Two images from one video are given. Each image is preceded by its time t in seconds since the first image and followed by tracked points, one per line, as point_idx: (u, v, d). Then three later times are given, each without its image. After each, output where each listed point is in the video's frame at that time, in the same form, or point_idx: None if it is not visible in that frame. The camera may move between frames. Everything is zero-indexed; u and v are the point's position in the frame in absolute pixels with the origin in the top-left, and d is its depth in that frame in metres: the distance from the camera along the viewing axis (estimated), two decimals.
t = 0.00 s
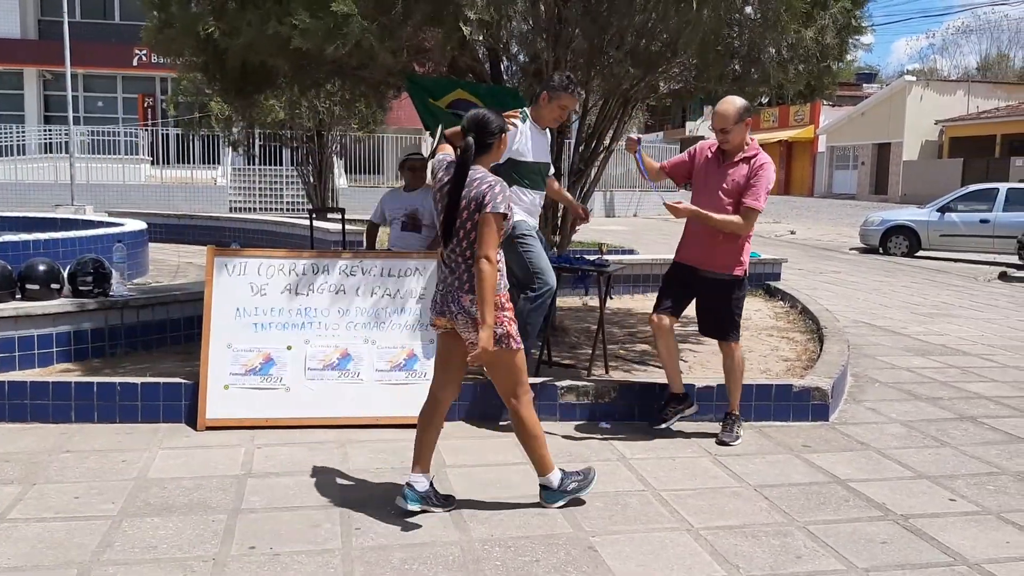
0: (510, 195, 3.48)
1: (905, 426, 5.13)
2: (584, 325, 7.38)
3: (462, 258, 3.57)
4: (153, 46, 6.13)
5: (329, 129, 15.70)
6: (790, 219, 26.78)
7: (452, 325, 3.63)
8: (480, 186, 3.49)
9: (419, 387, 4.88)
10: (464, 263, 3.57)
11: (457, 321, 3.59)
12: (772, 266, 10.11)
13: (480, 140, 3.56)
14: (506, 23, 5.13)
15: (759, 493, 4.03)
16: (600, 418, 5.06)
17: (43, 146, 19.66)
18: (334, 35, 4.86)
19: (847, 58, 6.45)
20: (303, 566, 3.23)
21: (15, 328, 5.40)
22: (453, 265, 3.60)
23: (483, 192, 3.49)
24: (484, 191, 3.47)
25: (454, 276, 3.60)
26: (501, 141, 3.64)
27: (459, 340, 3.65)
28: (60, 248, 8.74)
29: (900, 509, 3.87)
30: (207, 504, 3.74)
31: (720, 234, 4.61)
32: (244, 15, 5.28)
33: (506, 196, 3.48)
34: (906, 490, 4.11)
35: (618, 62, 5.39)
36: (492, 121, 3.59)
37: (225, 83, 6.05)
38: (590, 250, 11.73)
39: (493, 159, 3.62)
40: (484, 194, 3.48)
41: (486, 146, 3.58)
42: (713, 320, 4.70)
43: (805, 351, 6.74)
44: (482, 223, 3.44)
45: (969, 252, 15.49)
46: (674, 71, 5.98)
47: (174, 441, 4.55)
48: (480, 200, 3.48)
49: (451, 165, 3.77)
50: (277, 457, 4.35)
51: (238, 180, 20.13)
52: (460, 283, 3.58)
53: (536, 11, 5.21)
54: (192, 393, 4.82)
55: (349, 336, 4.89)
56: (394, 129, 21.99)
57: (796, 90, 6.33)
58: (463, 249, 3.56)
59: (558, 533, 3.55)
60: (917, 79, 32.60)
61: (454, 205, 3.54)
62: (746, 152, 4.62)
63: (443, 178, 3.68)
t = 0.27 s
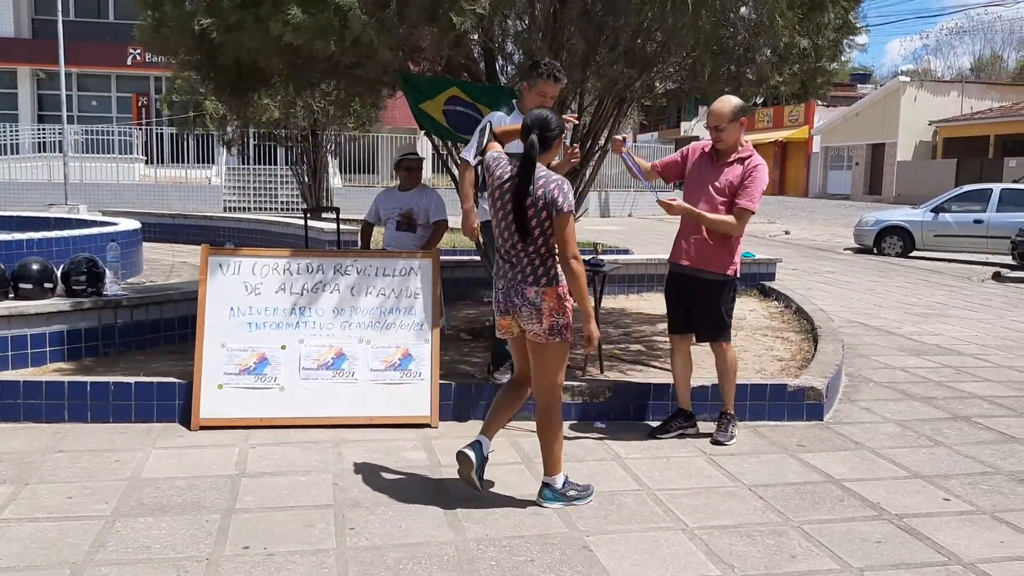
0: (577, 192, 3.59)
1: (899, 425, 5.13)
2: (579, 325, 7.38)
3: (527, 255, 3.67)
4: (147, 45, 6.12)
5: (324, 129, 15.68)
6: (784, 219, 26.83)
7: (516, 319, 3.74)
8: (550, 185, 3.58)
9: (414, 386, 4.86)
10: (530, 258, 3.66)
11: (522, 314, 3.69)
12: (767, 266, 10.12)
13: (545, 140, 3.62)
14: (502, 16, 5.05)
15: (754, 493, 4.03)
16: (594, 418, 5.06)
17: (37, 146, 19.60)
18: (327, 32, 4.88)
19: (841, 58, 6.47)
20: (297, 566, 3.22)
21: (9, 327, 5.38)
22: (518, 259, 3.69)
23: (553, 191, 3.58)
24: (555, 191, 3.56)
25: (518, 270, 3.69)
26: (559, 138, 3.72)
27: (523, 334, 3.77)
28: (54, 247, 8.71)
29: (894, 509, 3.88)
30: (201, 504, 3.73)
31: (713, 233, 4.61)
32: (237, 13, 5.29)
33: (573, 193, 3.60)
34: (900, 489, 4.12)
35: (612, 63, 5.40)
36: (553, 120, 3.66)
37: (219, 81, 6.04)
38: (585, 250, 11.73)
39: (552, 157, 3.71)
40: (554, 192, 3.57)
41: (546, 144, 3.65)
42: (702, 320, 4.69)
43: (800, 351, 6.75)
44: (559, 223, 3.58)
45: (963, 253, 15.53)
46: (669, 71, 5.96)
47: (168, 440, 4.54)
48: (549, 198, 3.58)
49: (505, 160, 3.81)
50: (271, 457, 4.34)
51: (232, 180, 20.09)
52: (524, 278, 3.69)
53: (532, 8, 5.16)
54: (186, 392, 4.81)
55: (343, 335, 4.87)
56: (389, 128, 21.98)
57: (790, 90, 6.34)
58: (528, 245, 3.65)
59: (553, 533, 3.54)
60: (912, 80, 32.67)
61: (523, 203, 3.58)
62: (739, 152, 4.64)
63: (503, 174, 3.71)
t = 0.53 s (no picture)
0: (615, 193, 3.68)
1: (893, 425, 5.14)
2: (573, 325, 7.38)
3: (565, 255, 3.71)
4: (140, 44, 6.09)
5: (318, 128, 15.66)
6: (777, 220, 26.89)
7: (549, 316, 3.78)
8: (592, 187, 3.63)
9: (407, 386, 4.85)
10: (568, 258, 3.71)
11: (556, 311, 3.74)
12: (761, 267, 10.14)
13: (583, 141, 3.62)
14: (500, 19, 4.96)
15: (748, 493, 4.03)
16: (588, 418, 5.05)
17: (29, 144, 19.53)
18: (319, 28, 4.83)
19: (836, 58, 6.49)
20: (290, 566, 3.20)
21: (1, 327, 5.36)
22: (554, 259, 3.72)
23: (595, 193, 3.63)
24: (597, 193, 3.62)
25: (553, 270, 3.73)
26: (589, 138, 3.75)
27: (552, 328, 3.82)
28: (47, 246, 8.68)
29: (888, 509, 3.88)
30: (194, 505, 3.71)
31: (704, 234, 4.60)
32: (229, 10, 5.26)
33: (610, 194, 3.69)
34: (894, 489, 4.12)
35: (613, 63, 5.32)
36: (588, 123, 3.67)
37: (212, 79, 6.01)
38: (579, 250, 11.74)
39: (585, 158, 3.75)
40: (596, 195, 3.63)
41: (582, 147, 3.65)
42: (693, 321, 4.68)
43: (793, 351, 6.76)
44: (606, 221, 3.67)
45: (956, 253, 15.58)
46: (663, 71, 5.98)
47: (160, 440, 4.52)
48: (592, 200, 3.63)
49: (536, 161, 3.78)
50: (264, 457, 4.32)
51: (226, 179, 20.05)
52: (561, 276, 3.73)
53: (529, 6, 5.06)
54: (179, 392, 4.79)
55: (337, 335, 4.86)
56: (383, 128, 21.97)
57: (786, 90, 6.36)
58: (566, 244, 3.69)
59: (547, 533, 3.54)
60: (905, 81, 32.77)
61: (566, 206, 3.59)
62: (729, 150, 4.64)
63: (538, 176, 3.69)
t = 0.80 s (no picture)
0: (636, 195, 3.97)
1: (886, 425, 5.15)
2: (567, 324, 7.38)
3: (591, 257, 4.00)
4: (132, 42, 6.05)
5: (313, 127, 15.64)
6: (771, 220, 26.93)
7: (578, 315, 4.06)
8: (612, 190, 3.90)
9: (401, 386, 4.85)
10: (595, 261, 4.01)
11: (585, 312, 4.04)
12: (754, 266, 10.15)
13: (601, 147, 3.85)
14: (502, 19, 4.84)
15: (741, 493, 4.04)
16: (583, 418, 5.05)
17: (22, 143, 19.46)
18: (318, 28, 4.80)
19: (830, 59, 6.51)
20: (284, 567, 3.20)
21: None
22: (583, 263, 4.02)
23: (616, 195, 3.92)
24: (620, 196, 3.90)
25: (582, 273, 4.04)
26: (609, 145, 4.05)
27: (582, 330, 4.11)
28: (39, 245, 8.64)
29: (881, 509, 3.89)
30: (187, 505, 3.70)
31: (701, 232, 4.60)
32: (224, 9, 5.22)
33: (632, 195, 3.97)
34: (887, 489, 4.13)
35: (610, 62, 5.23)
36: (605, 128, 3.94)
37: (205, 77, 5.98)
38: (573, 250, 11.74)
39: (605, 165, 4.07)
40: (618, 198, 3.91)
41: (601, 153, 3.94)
42: (691, 320, 4.68)
43: (787, 351, 6.77)
44: (623, 223, 3.93)
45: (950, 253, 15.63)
46: (658, 71, 5.97)
47: (153, 440, 4.50)
48: (615, 204, 3.91)
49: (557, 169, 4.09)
50: (257, 457, 4.31)
51: (220, 178, 20.00)
52: (589, 278, 4.03)
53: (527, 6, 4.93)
54: (172, 392, 4.77)
55: (330, 335, 4.85)
56: (377, 127, 21.95)
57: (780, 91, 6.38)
58: (593, 247, 3.98)
59: (541, 533, 3.54)
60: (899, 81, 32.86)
61: (589, 210, 3.88)
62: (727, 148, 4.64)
63: (561, 183, 3.98)
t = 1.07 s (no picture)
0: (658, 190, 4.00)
1: (880, 426, 5.17)
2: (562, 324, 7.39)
3: (615, 253, 3.99)
4: (126, 41, 6.04)
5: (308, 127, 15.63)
6: (766, 220, 26.98)
7: (603, 311, 4.02)
8: (637, 186, 3.91)
9: (397, 386, 4.84)
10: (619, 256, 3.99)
11: (612, 307, 4.00)
12: (749, 267, 10.17)
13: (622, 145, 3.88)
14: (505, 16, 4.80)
15: (736, 493, 4.04)
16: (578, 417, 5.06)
17: (16, 142, 19.40)
18: (319, 30, 4.79)
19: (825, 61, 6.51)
20: (278, 567, 3.19)
21: None
22: (607, 259, 3.99)
23: (641, 191, 3.93)
24: (646, 192, 3.91)
25: (606, 268, 4.00)
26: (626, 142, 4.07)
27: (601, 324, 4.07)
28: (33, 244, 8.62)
29: (875, 509, 3.90)
30: (181, 504, 3.70)
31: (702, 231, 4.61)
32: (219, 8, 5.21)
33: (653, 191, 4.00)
34: (881, 489, 4.14)
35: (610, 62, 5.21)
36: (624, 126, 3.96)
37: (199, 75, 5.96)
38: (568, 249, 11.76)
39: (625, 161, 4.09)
40: (643, 193, 3.92)
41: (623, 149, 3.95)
42: (693, 319, 4.69)
43: (781, 351, 6.79)
44: (647, 219, 3.95)
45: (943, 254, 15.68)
46: (653, 72, 5.95)
47: (147, 440, 4.50)
48: (642, 199, 3.92)
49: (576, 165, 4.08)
50: (252, 457, 4.31)
51: (215, 177, 19.98)
52: (613, 274, 4.01)
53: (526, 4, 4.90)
54: (167, 391, 4.77)
55: (325, 334, 4.85)
56: (373, 127, 21.94)
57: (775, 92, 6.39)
58: (617, 243, 3.97)
59: (536, 533, 3.54)
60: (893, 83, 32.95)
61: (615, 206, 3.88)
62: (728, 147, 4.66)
63: (585, 179, 3.98)
